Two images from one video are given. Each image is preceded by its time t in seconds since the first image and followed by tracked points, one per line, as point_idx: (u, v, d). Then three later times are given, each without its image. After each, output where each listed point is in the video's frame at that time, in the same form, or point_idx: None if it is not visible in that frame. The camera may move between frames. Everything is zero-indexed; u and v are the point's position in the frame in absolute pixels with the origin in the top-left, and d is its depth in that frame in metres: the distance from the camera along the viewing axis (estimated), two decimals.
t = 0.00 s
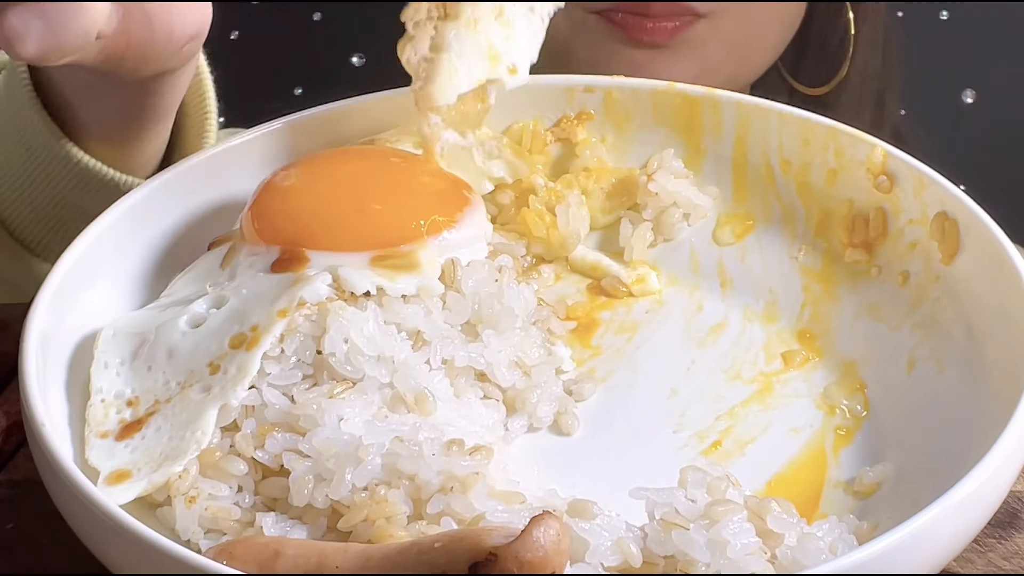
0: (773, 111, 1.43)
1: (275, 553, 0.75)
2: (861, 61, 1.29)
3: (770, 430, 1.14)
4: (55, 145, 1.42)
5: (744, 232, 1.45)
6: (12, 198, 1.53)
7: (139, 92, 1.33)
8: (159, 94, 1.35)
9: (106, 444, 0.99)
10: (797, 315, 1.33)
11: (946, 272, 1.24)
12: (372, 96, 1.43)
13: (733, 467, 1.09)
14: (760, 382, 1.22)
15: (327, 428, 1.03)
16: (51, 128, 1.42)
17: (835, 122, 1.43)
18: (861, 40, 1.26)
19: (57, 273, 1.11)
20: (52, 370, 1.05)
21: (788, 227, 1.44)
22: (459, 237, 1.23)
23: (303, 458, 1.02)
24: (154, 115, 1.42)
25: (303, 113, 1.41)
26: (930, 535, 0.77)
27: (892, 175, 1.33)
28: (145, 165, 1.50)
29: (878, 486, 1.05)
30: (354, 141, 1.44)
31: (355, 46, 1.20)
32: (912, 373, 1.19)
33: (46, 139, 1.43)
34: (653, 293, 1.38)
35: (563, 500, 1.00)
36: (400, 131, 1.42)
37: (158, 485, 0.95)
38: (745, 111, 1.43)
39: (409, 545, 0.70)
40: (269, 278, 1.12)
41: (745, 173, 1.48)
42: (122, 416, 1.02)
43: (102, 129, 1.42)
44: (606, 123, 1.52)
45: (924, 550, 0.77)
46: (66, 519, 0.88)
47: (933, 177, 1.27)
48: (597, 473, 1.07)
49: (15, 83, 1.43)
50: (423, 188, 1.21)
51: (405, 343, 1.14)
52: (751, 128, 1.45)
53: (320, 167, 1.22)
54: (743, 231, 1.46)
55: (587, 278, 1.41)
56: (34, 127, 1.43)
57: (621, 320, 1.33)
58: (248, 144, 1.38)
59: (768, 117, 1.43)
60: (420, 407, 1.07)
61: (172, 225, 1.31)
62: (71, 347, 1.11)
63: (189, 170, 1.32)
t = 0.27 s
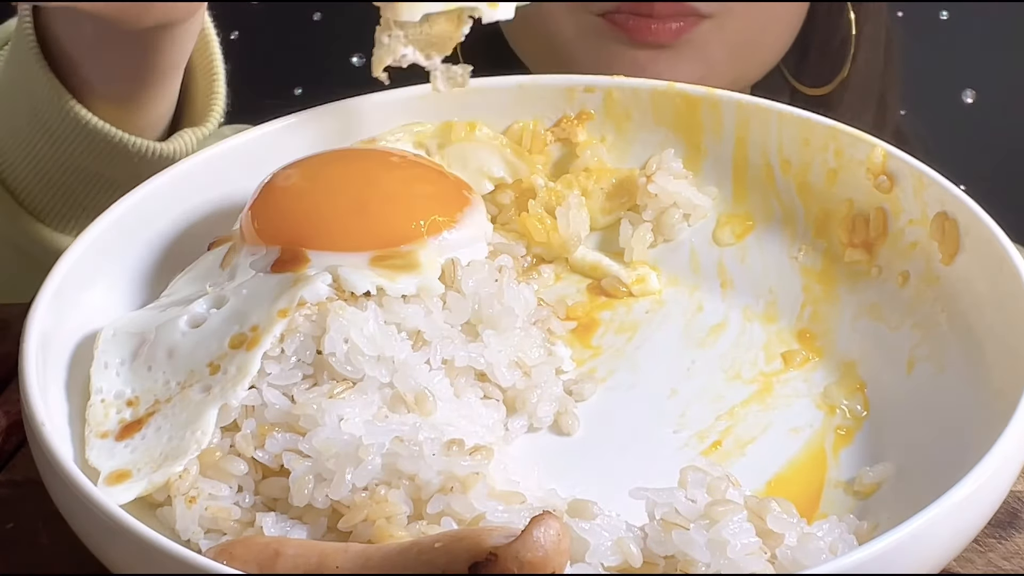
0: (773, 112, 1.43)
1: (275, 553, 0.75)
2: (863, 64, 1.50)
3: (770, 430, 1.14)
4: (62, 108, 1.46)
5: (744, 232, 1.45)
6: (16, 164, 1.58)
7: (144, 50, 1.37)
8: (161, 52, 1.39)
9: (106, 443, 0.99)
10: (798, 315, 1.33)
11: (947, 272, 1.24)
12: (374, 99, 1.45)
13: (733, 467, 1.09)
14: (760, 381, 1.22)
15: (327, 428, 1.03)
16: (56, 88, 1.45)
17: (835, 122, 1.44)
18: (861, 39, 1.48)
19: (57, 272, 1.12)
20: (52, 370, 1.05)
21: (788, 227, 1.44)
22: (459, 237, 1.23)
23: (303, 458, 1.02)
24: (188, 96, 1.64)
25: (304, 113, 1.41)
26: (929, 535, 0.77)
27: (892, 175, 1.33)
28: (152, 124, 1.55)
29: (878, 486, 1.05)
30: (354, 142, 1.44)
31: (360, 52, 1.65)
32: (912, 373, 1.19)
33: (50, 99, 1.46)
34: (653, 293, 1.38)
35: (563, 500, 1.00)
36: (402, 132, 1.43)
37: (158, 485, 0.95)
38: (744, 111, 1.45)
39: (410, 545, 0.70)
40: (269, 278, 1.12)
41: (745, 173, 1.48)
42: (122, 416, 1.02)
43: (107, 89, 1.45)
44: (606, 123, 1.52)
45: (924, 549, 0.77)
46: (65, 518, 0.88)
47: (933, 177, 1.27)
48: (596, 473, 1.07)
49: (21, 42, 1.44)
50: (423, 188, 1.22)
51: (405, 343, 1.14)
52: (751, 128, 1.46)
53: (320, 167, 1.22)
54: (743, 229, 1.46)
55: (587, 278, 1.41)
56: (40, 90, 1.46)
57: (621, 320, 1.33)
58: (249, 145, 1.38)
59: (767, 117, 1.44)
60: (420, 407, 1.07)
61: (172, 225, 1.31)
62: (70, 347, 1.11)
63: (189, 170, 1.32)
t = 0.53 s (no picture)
0: (772, 111, 1.43)
1: (275, 553, 0.75)
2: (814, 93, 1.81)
3: (770, 430, 1.14)
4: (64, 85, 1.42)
5: (744, 233, 1.46)
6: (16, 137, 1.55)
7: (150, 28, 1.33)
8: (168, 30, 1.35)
9: (106, 444, 0.99)
10: (798, 315, 1.33)
11: (947, 271, 1.24)
12: (375, 101, 1.45)
13: (733, 467, 1.09)
14: (760, 382, 1.22)
15: (327, 428, 1.03)
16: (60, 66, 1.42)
17: (836, 121, 1.44)
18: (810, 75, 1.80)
19: (57, 273, 1.12)
20: (52, 370, 1.05)
21: (788, 227, 1.44)
22: (459, 237, 1.23)
23: (303, 458, 1.02)
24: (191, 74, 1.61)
25: (303, 114, 1.41)
26: (929, 535, 0.77)
27: (892, 174, 1.33)
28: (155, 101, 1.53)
29: (878, 486, 1.05)
30: (354, 142, 1.44)
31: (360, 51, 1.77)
32: (912, 373, 1.19)
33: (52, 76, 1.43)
34: (654, 293, 1.38)
35: (563, 501, 1.00)
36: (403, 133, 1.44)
37: (157, 485, 0.95)
38: (744, 111, 1.45)
39: (410, 545, 0.70)
40: (269, 278, 1.12)
41: (745, 173, 1.48)
42: (122, 416, 1.02)
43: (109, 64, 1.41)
44: (606, 124, 1.52)
45: (924, 550, 0.77)
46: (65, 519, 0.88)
47: (933, 177, 1.27)
48: (596, 473, 1.07)
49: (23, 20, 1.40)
50: (424, 187, 1.22)
51: (405, 343, 1.14)
52: (751, 128, 1.46)
53: (320, 167, 1.22)
54: (741, 235, 1.45)
55: (587, 278, 1.41)
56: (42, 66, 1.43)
57: (621, 320, 1.33)
58: (250, 145, 1.38)
59: (767, 117, 1.44)
60: (420, 408, 1.07)
61: (172, 225, 1.31)
62: (70, 347, 1.11)
63: (188, 170, 1.32)
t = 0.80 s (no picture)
0: (772, 112, 1.43)
1: (275, 553, 0.75)
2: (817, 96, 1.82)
3: (770, 430, 1.14)
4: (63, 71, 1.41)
5: (744, 233, 1.46)
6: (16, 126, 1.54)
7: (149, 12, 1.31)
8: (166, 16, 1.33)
9: (106, 444, 0.99)
10: (798, 315, 1.33)
11: (947, 271, 1.24)
12: (375, 101, 1.45)
13: (733, 467, 1.09)
14: (760, 381, 1.22)
15: (327, 428, 1.03)
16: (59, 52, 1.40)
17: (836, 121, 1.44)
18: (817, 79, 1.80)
19: (57, 273, 1.12)
20: (52, 370, 1.05)
21: (788, 227, 1.44)
22: (459, 237, 1.23)
23: (303, 458, 1.02)
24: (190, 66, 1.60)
25: (303, 114, 1.41)
26: (928, 535, 0.77)
27: (892, 174, 1.33)
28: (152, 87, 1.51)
29: (878, 486, 1.05)
30: (354, 142, 1.44)
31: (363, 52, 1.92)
32: (912, 373, 1.19)
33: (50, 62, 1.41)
34: (654, 293, 1.38)
35: (563, 501, 1.00)
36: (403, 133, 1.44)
37: (157, 485, 0.95)
38: (744, 110, 1.45)
39: (410, 545, 0.70)
40: (269, 278, 1.12)
41: (745, 173, 1.48)
42: (122, 416, 1.02)
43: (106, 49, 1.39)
44: (606, 124, 1.52)
45: (924, 550, 0.77)
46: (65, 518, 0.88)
47: (933, 177, 1.27)
48: (596, 473, 1.07)
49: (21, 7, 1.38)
50: (424, 188, 1.22)
51: (405, 343, 1.14)
52: (751, 128, 1.46)
53: (320, 167, 1.22)
54: (741, 235, 1.45)
55: (587, 278, 1.41)
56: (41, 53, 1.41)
57: (621, 320, 1.33)
58: (250, 146, 1.38)
59: (767, 117, 1.44)
60: (420, 407, 1.07)
61: (172, 225, 1.31)
62: (70, 347, 1.11)
63: (188, 170, 1.32)
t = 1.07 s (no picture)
0: (772, 111, 1.43)
1: (275, 553, 0.75)
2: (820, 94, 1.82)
3: (770, 430, 1.14)
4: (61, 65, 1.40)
5: (744, 233, 1.46)
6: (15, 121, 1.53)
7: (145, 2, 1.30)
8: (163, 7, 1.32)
9: (106, 444, 0.99)
10: (798, 315, 1.33)
11: (946, 271, 1.24)
12: (375, 101, 1.45)
13: (733, 467, 1.09)
14: (760, 382, 1.22)
15: (327, 428, 1.03)
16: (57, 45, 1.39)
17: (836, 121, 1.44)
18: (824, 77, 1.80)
19: (57, 273, 1.12)
20: (52, 370, 1.05)
21: (788, 227, 1.44)
22: (459, 237, 1.23)
23: (303, 458, 1.02)
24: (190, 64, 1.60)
25: (303, 114, 1.41)
26: (928, 535, 0.77)
27: (892, 175, 1.33)
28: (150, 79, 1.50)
29: (878, 486, 1.05)
30: (354, 142, 1.44)
31: (363, 53, 1.98)
32: (912, 373, 1.19)
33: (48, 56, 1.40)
34: (654, 293, 1.38)
35: (563, 501, 1.00)
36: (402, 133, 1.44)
37: (158, 485, 0.95)
38: (744, 110, 1.45)
39: (410, 545, 0.70)
40: (269, 278, 1.12)
41: (745, 173, 1.48)
42: (122, 416, 1.02)
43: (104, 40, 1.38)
44: (606, 124, 1.52)
45: (924, 550, 0.77)
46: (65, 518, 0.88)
47: (934, 177, 1.27)
48: (596, 473, 1.07)
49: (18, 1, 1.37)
50: (424, 187, 1.22)
51: (405, 343, 1.14)
52: (751, 128, 1.46)
53: (320, 167, 1.22)
54: (741, 235, 1.45)
55: (587, 278, 1.41)
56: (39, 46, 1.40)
57: (621, 320, 1.33)
58: (249, 146, 1.38)
59: (767, 117, 1.44)
60: (420, 407, 1.07)
61: (172, 225, 1.31)
62: (70, 347, 1.11)
63: (188, 170, 1.32)
